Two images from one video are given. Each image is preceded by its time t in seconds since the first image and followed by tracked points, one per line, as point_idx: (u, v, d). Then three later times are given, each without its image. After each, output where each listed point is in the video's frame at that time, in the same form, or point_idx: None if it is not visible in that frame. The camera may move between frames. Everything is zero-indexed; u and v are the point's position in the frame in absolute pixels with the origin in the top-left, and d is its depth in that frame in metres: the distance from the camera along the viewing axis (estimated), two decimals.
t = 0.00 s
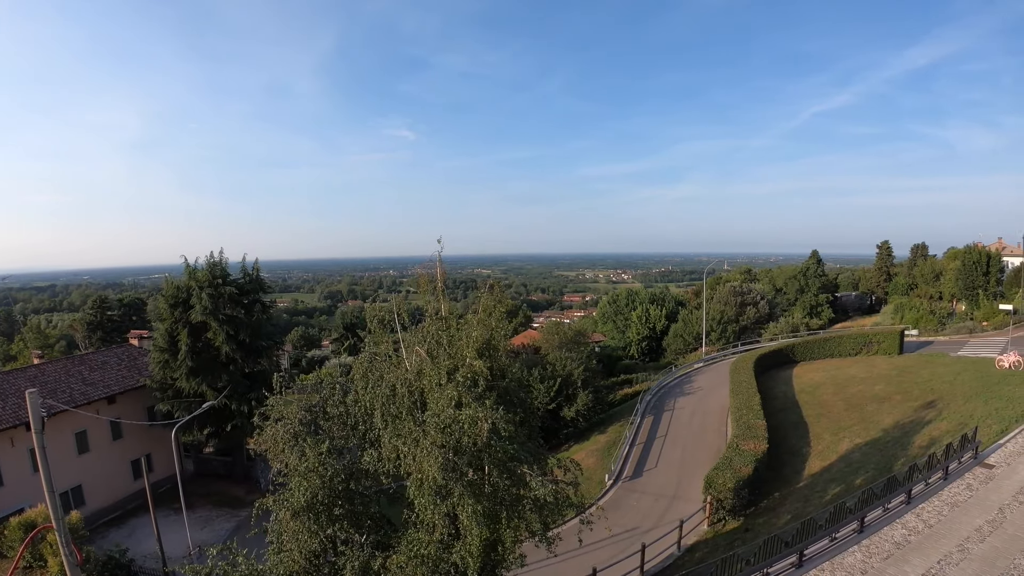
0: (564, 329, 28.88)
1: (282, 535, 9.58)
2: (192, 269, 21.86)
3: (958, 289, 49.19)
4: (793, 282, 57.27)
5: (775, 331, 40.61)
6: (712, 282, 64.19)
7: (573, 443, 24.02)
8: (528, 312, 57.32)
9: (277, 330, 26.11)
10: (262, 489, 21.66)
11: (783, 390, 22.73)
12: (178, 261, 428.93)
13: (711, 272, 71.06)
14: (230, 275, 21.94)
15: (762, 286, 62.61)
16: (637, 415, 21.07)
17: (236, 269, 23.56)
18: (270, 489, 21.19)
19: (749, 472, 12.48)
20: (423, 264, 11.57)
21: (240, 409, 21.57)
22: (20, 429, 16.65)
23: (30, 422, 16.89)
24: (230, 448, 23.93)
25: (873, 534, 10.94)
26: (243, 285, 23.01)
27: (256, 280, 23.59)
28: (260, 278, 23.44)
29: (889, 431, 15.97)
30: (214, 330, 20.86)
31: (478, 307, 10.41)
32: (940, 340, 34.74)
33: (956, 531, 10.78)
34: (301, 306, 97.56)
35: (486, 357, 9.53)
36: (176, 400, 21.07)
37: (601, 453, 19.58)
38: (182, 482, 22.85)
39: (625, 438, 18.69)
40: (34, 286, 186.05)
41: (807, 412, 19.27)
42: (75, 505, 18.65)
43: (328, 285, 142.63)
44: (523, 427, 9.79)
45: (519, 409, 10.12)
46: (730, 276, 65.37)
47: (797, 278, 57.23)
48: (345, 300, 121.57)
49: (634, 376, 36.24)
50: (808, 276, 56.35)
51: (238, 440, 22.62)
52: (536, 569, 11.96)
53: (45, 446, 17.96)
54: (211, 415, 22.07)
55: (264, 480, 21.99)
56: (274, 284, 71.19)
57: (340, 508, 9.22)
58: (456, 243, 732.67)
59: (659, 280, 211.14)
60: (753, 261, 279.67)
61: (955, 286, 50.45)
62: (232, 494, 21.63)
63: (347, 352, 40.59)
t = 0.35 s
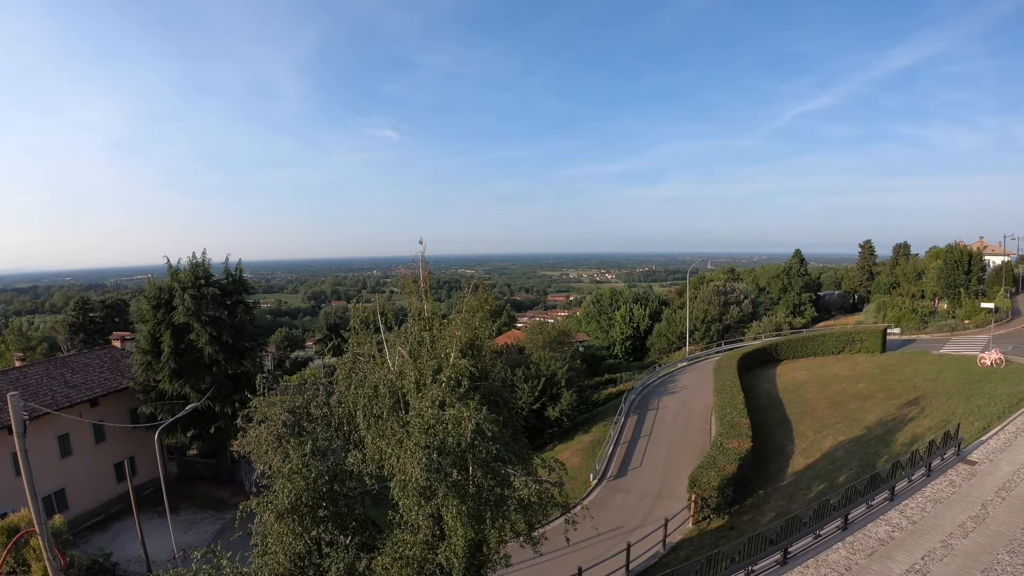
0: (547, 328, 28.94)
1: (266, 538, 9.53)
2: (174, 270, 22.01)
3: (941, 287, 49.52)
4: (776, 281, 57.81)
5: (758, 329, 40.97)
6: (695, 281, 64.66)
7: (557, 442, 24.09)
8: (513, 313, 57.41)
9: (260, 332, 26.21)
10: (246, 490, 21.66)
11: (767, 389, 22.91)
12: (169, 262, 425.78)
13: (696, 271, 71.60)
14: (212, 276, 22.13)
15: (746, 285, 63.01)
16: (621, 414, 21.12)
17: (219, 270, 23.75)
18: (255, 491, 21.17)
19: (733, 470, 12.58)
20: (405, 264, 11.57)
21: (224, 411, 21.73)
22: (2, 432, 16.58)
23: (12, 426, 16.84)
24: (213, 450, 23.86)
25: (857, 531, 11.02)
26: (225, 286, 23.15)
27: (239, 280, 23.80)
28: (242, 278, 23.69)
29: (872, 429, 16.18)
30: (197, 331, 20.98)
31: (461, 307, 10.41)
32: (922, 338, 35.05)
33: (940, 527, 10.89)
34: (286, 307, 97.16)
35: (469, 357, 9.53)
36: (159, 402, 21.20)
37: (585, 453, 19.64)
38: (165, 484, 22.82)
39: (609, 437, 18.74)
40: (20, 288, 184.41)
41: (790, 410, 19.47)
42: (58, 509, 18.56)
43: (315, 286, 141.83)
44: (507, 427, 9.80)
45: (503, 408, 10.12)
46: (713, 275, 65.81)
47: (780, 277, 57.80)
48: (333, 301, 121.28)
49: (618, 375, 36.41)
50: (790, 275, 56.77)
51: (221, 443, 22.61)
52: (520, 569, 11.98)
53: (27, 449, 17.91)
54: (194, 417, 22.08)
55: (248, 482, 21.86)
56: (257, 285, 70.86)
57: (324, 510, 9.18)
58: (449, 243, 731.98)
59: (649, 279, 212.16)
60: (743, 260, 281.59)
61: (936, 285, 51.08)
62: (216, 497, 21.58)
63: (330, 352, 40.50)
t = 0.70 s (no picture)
0: (530, 329, 29.02)
1: (247, 538, 9.46)
2: (157, 268, 22.01)
3: (922, 291, 50.03)
4: (759, 283, 58.34)
5: (741, 331, 41.38)
6: (678, 283, 65.11)
7: (540, 442, 24.18)
8: (497, 313, 57.53)
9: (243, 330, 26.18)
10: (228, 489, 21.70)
11: (749, 390, 23.09)
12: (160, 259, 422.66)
13: (680, 273, 72.13)
14: (195, 273, 22.12)
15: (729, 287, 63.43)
16: (603, 414, 21.17)
17: (201, 267, 23.58)
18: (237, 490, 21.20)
19: (715, 471, 12.69)
20: (388, 264, 11.57)
21: (205, 410, 21.75)
22: None
23: None
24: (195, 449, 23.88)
25: (838, 531, 11.11)
26: (208, 284, 23.14)
27: (222, 278, 23.73)
28: (225, 276, 23.65)
29: (853, 431, 16.40)
30: (179, 329, 21.04)
31: (443, 306, 10.41)
32: (903, 341, 35.47)
33: (920, 528, 11.00)
34: (271, 306, 96.63)
35: (452, 356, 9.55)
36: (140, 400, 21.14)
37: (567, 453, 19.69)
38: (146, 483, 22.76)
39: (592, 438, 18.79)
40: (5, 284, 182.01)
41: (772, 412, 19.67)
42: (38, 508, 18.41)
43: (302, 284, 141.07)
44: (489, 427, 9.83)
45: (485, 408, 10.14)
46: (697, 276, 66.37)
47: (762, 279, 58.38)
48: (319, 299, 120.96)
49: (601, 376, 36.57)
50: (773, 277, 57.34)
51: (202, 442, 22.65)
52: (502, 569, 12.00)
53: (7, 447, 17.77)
54: (178, 415, 22.08)
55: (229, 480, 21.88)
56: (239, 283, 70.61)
57: (305, 509, 9.14)
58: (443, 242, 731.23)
59: (638, 281, 213.39)
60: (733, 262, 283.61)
61: (917, 288, 51.76)
62: (198, 496, 21.55)
63: (313, 351, 40.47)
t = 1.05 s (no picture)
0: (514, 327, 29.12)
1: (228, 537, 9.40)
2: (139, 264, 22.16)
3: (904, 291, 50.47)
4: (742, 282, 58.74)
5: (723, 330, 41.76)
6: (661, 281, 65.57)
7: (522, 441, 24.33)
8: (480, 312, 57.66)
9: (225, 327, 26.33)
10: (210, 489, 21.66)
11: (731, 389, 23.32)
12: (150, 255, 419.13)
13: (664, 272, 72.57)
14: (178, 270, 22.26)
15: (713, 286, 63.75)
16: (586, 413, 21.30)
17: (184, 264, 23.66)
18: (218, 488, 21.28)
19: (697, 469, 12.80)
20: (369, 261, 11.56)
21: (187, 407, 21.92)
22: None
23: None
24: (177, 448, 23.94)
25: (819, 529, 11.22)
26: (190, 280, 23.28)
27: (204, 275, 23.81)
28: (207, 273, 23.83)
29: (834, 429, 16.62)
30: (161, 326, 21.22)
31: (424, 304, 10.44)
32: (884, 341, 35.77)
33: (901, 526, 11.13)
34: (255, 303, 96.06)
35: (433, 354, 9.57)
36: (121, 398, 21.23)
37: (550, 451, 19.78)
38: (128, 482, 22.70)
39: (575, 436, 18.90)
40: None
41: (754, 410, 19.90)
42: (19, 507, 18.28)
43: (287, 282, 139.93)
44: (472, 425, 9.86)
45: (467, 406, 10.16)
46: (681, 275, 66.85)
47: (745, 278, 58.96)
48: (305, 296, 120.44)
49: (584, 374, 36.79)
50: (756, 277, 57.92)
51: (184, 439, 22.78)
52: (485, 568, 12.02)
53: None
54: (160, 412, 22.22)
55: (211, 478, 21.99)
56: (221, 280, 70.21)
57: (287, 507, 9.11)
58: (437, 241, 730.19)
59: (627, 280, 214.39)
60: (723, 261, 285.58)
61: (898, 289, 52.40)
62: (179, 495, 21.59)
63: (296, 349, 40.48)
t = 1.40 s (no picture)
0: (497, 324, 29.24)
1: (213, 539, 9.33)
2: (120, 265, 22.19)
3: (885, 287, 50.82)
4: (725, 278, 59.24)
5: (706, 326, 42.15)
6: (644, 278, 66.03)
7: (507, 438, 24.51)
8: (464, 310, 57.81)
9: (208, 327, 26.31)
10: (194, 490, 21.74)
11: (714, 384, 23.59)
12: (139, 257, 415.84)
13: (647, 268, 73.02)
14: (159, 270, 22.36)
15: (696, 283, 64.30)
16: (570, 409, 21.48)
17: (166, 264, 23.84)
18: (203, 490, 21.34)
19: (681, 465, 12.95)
20: (350, 260, 11.55)
21: (170, 408, 22.01)
22: None
23: None
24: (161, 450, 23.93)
25: (803, 522, 11.34)
26: (172, 281, 23.34)
27: (186, 275, 23.96)
28: (189, 273, 23.90)
29: (817, 424, 16.86)
30: (143, 327, 21.26)
31: (405, 302, 10.46)
32: (866, 336, 36.18)
33: (884, 518, 11.26)
34: (239, 303, 95.48)
35: (414, 353, 9.59)
36: (104, 400, 21.17)
37: (535, 448, 19.89)
38: (111, 484, 22.66)
39: (559, 433, 19.06)
40: None
41: (737, 406, 20.15)
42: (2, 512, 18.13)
43: (273, 282, 139.10)
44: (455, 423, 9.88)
45: (450, 404, 10.19)
46: (664, 271, 67.35)
47: (728, 274, 59.54)
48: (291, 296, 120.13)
49: (567, 371, 37.05)
50: (738, 273, 58.49)
51: (167, 441, 22.78)
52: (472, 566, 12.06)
53: None
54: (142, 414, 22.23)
55: (195, 480, 22.06)
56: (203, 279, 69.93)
57: (272, 508, 9.08)
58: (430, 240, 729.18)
59: (616, 277, 215.40)
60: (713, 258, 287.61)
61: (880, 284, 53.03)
62: (164, 497, 21.60)
63: (280, 348, 40.49)
